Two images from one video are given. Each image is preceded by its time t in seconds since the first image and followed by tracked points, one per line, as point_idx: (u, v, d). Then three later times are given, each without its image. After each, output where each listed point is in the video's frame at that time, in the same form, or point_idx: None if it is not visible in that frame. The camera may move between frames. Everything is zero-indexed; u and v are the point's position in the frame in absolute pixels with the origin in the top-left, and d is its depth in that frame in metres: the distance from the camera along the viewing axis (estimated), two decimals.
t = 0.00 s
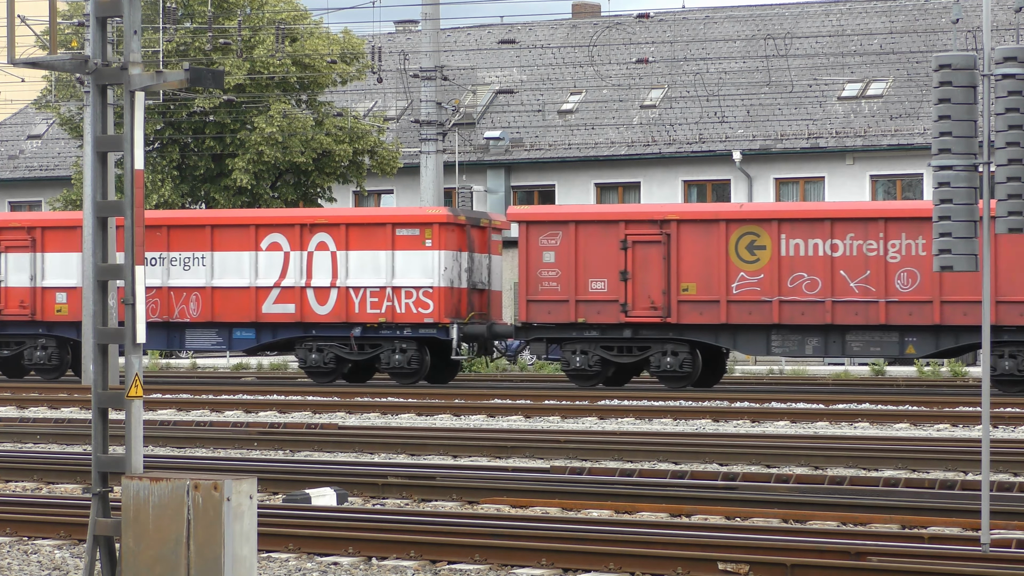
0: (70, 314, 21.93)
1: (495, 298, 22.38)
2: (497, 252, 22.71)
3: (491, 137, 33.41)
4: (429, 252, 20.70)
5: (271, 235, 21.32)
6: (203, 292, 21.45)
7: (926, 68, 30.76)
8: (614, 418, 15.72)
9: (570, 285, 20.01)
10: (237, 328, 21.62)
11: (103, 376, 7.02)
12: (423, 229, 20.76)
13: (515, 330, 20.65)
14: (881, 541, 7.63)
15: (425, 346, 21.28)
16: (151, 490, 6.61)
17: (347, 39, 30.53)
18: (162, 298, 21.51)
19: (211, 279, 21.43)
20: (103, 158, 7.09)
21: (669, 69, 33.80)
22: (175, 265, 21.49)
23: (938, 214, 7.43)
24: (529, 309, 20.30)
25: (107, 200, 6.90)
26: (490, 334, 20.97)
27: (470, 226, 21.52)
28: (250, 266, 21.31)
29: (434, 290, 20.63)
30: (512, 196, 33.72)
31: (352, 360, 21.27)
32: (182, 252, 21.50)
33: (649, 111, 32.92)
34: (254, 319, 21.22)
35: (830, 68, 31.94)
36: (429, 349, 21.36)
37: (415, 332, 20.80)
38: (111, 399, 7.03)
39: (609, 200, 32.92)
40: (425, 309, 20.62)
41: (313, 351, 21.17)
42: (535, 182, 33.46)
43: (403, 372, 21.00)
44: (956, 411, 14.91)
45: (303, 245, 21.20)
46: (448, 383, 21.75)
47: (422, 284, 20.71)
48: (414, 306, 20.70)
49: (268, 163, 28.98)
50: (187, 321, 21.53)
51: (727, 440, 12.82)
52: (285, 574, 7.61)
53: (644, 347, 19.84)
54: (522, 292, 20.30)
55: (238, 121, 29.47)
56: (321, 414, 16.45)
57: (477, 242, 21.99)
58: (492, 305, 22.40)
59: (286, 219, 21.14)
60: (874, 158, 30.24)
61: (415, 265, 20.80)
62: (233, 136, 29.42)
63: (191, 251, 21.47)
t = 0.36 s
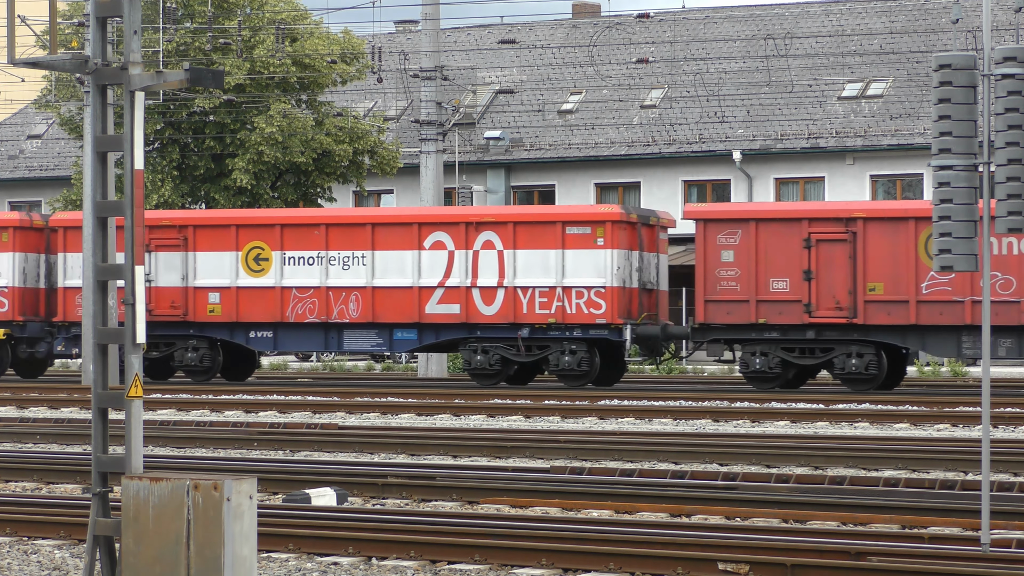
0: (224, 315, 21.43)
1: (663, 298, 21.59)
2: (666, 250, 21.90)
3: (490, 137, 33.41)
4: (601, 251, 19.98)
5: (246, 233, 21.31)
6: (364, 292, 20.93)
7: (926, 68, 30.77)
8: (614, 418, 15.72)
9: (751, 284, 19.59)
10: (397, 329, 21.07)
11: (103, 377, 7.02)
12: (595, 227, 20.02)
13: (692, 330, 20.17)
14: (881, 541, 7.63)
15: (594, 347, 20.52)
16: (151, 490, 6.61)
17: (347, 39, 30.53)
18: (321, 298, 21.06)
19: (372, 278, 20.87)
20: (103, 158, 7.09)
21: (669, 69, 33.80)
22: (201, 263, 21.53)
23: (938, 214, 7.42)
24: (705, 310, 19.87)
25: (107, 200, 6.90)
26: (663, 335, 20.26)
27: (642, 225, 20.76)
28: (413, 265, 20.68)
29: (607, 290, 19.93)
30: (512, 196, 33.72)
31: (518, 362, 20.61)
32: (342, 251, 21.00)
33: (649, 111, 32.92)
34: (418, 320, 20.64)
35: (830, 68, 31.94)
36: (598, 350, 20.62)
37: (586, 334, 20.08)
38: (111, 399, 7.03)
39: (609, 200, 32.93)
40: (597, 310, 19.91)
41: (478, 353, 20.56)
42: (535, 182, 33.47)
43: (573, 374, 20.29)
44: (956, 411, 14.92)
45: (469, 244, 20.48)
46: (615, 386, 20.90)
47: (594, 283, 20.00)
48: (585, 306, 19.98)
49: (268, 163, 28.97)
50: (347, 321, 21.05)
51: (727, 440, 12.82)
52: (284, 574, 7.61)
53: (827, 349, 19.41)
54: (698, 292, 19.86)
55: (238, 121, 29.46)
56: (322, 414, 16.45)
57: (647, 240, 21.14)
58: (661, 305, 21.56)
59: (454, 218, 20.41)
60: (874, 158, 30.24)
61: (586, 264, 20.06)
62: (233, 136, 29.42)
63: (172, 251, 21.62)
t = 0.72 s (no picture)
0: (385, 315, 20.87)
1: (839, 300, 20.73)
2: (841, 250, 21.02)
3: (490, 137, 33.41)
4: (783, 250, 19.27)
5: (313, 233, 21.19)
6: (531, 292, 20.27)
7: (926, 68, 30.77)
8: (614, 418, 15.73)
9: (942, 285, 18.87)
10: (565, 329, 20.38)
11: (103, 376, 7.02)
12: (776, 225, 19.32)
13: (878, 331, 19.64)
14: (882, 541, 7.63)
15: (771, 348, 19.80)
16: (151, 490, 6.61)
17: (347, 39, 30.53)
18: (486, 298, 20.39)
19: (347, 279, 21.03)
20: (103, 158, 7.09)
21: (669, 69, 33.80)
22: (359, 263, 21.02)
23: (938, 214, 7.42)
24: (893, 310, 19.21)
25: (107, 200, 6.89)
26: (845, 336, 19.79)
27: (821, 223, 19.97)
28: (584, 264, 20.02)
29: (789, 290, 19.22)
30: (511, 196, 33.72)
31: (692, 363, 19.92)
32: (508, 250, 20.36)
33: (649, 111, 32.92)
34: (589, 321, 19.95)
35: (830, 68, 31.95)
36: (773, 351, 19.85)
37: (766, 335, 19.36)
38: (111, 399, 7.03)
39: (609, 201, 32.92)
40: (779, 310, 19.19)
41: (652, 355, 19.84)
42: (535, 182, 33.46)
43: (750, 377, 19.51)
44: (956, 411, 14.91)
45: (642, 243, 19.86)
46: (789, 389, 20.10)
47: (774, 283, 19.30)
48: (766, 306, 19.25)
49: (268, 163, 28.98)
50: (514, 322, 20.35)
51: (728, 440, 12.82)
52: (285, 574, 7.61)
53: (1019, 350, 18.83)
54: (886, 292, 19.20)
55: (238, 121, 29.47)
56: (321, 414, 16.45)
57: (825, 240, 20.33)
58: (836, 306, 20.80)
59: (625, 216, 19.81)
60: (874, 158, 30.23)
61: (766, 264, 19.35)
62: (233, 136, 29.43)
63: (244, 252, 21.48)
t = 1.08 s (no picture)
0: (552, 316, 19.91)
1: None
2: None
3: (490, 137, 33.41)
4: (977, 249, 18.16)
5: (476, 231, 20.29)
6: (708, 292, 19.31)
7: (926, 68, 30.77)
8: (614, 418, 15.72)
9: None
10: (743, 330, 19.46)
11: (103, 376, 7.03)
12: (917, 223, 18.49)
13: None
14: (881, 541, 7.63)
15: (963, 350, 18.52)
16: (151, 490, 6.61)
17: (347, 39, 30.52)
18: (660, 298, 19.46)
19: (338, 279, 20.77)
20: (103, 158, 7.10)
21: (669, 69, 33.81)
22: (382, 263, 20.71)
23: (938, 214, 7.42)
24: None
25: (107, 200, 6.90)
26: None
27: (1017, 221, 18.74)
28: (764, 263, 19.07)
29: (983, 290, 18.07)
30: (512, 195, 33.72)
31: (876, 365, 18.84)
32: (683, 249, 19.44)
33: (649, 110, 32.92)
34: (769, 322, 19.00)
35: (830, 68, 31.95)
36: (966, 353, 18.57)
37: (956, 335, 18.20)
38: (111, 399, 7.03)
39: (609, 201, 32.92)
40: (969, 311, 18.01)
41: (834, 357, 18.85)
42: (535, 182, 33.46)
43: None
44: (956, 411, 14.91)
45: (826, 241, 18.89)
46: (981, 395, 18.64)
47: (967, 283, 18.15)
48: (956, 306, 18.09)
49: (268, 163, 28.98)
50: (689, 323, 19.40)
51: (727, 440, 12.83)
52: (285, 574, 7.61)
53: None
54: None
55: (238, 121, 29.47)
56: (321, 414, 16.45)
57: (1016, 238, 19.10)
58: None
59: (809, 214, 18.86)
60: (874, 158, 30.24)
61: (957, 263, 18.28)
62: (233, 136, 29.44)
63: (404, 250, 20.60)
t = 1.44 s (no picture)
0: (729, 317, 19.21)
1: None
2: None
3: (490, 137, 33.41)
4: None
5: (651, 229, 19.56)
6: (893, 292, 18.57)
7: (926, 68, 30.78)
8: (614, 418, 15.72)
9: None
10: (929, 332, 18.65)
11: (103, 376, 7.04)
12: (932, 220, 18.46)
13: None
14: (881, 541, 7.63)
15: None
16: (151, 490, 6.61)
17: (348, 39, 30.52)
18: (844, 299, 18.78)
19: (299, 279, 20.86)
20: (104, 157, 7.10)
21: (669, 69, 33.81)
22: (549, 262, 20.01)
23: (939, 213, 7.42)
24: None
25: (107, 200, 6.90)
26: None
27: None
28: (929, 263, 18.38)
29: None
30: (512, 196, 33.73)
31: None
32: (866, 248, 18.73)
33: (649, 111, 32.92)
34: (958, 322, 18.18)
35: (830, 68, 31.96)
36: None
37: None
38: (112, 399, 7.04)
39: (609, 201, 32.92)
40: None
41: None
42: (535, 182, 33.47)
43: None
44: (956, 411, 14.91)
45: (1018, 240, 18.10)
46: None
47: None
48: None
49: (268, 163, 28.99)
50: (873, 323, 18.68)
51: (726, 440, 12.83)
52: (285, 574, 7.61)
53: None
54: None
55: (238, 121, 29.46)
56: (321, 414, 16.45)
57: None
58: None
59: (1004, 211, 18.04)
60: (874, 158, 30.25)
61: None
62: (233, 136, 29.43)
63: (574, 249, 19.90)
